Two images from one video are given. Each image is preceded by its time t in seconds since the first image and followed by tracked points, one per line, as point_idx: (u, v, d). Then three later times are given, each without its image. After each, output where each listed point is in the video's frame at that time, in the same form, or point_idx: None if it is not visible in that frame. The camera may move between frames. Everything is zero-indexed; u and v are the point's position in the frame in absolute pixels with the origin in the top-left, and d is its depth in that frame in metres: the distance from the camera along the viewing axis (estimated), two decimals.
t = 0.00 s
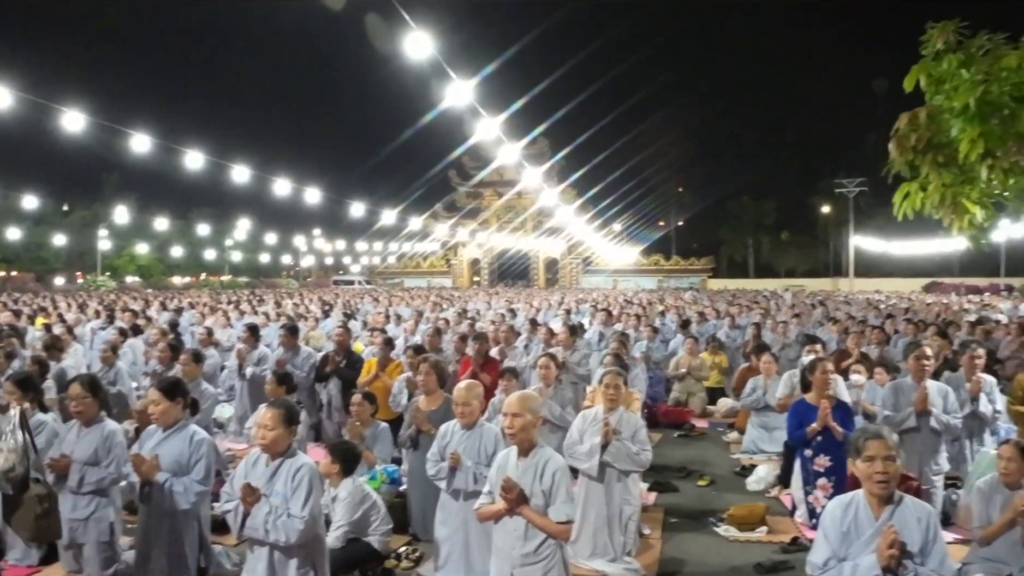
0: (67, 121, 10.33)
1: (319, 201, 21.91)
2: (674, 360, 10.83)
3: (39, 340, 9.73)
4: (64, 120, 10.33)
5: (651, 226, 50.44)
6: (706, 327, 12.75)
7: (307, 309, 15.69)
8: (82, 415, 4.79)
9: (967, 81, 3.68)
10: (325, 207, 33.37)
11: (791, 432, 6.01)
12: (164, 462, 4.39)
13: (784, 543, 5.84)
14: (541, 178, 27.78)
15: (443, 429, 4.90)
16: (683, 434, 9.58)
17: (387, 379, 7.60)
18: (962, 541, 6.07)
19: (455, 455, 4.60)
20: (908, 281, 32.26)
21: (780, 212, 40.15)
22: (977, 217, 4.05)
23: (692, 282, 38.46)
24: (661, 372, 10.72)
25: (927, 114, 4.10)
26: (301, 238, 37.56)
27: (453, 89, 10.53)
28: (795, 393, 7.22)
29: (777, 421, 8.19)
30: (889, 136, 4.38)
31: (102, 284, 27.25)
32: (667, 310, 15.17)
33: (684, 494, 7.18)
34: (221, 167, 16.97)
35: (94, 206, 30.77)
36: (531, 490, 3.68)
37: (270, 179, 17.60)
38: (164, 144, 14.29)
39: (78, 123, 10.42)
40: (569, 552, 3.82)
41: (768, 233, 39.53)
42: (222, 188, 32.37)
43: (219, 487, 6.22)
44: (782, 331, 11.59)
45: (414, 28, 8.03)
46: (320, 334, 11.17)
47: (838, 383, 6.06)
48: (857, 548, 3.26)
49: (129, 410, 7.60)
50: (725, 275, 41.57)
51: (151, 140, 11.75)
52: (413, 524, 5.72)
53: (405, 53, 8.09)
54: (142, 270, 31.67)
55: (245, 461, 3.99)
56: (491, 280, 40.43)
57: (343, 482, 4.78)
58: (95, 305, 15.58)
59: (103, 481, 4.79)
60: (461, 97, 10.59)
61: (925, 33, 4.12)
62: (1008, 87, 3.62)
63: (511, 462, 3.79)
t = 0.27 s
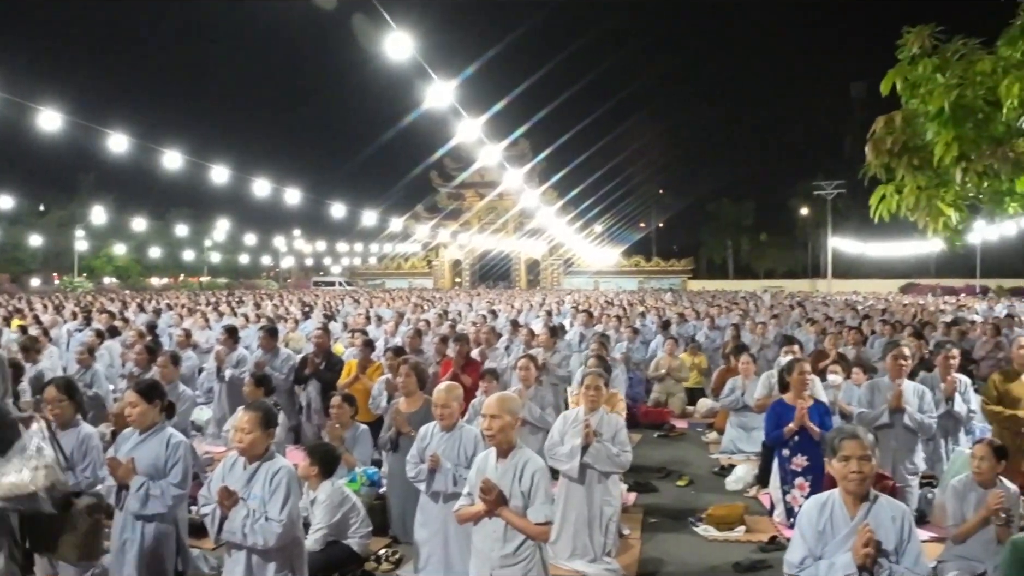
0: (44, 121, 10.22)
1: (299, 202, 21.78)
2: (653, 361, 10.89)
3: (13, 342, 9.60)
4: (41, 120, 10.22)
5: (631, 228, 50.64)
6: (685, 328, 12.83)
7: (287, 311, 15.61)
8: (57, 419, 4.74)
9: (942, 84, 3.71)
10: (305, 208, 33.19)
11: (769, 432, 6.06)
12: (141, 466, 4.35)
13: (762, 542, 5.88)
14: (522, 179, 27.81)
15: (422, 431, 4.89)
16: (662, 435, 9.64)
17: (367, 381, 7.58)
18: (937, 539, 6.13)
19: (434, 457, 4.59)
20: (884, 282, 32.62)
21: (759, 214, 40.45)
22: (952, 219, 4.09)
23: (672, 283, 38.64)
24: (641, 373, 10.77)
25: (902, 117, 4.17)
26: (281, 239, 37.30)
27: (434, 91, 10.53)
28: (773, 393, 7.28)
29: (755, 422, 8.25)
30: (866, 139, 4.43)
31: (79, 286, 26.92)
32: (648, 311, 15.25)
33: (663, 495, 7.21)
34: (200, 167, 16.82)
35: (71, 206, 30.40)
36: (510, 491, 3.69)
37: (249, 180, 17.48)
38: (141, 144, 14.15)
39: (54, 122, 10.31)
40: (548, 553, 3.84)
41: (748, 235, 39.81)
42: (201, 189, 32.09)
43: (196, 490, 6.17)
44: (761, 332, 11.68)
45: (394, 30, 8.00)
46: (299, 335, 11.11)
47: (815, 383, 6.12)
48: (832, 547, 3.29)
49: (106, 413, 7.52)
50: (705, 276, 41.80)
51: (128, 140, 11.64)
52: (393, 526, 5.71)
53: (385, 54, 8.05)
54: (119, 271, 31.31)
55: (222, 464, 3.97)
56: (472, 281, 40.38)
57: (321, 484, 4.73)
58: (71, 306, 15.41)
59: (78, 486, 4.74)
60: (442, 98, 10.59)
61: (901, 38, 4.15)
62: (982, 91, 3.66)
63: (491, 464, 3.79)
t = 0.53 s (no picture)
0: (18, 119, 10.08)
1: (278, 202, 21.63)
2: (633, 361, 10.93)
3: None
4: (16, 118, 10.08)
5: (612, 228, 50.78)
6: (665, 328, 12.89)
7: (266, 311, 15.50)
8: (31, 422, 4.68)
9: (918, 87, 3.75)
10: (285, 208, 32.96)
11: (747, 431, 6.12)
12: (117, 469, 4.32)
13: (740, 541, 5.93)
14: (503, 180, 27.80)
15: (402, 432, 4.89)
16: (642, 434, 9.68)
17: (347, 382, 7.56)
18: (912, 537, 6.20)
19: (414, 458, 4.59)
20: (862, 283, 32.96)
21: (739, 214, 40.70)
22: (926, 220, 4.14)
23: (653, 283, 38.80)
24: (621, 373, 10.81)
25: (878, 120, 4.22)
26: (260, 239, 37.02)
27: (414, 91, 10.51)
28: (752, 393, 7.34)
29: (734, 421, 8.30)
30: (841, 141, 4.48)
31: (54, 286, 26.56)
32: (628, 311, 15.30)
33: (643, 494, 7.25)
34: (178, 166, 16.65)
35: (47, 205, 29.99)
36: (490, 491, 3.70)
37: (228, 179, 17.34)
38: (118, 143, 14.00)
39: (30, 120, 10.16)
40: (527, 553, 3.84)
41: (727, 235, 40.06)
42: (180, 188, 31.75)
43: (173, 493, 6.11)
44: (740, 332, 11.76)
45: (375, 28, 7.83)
46: (278, 336, 11.04)
47: (792, 383, 6.18)
48: (808, 545, 3.33)
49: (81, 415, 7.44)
50: (685, 276, 41.99)
51: (105, 139, 11.52)
52: (373, 528, 5.71)
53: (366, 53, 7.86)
54: (96, 271, 30.91)
55: (199, 466, 3.94)
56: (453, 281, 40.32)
57: (300, 486, 4.72)
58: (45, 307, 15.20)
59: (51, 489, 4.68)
60: (423, 98, 10.55)
61: (877, 40, 4.20)
62: (957, 93, 3.72)
63: (470, 464, 3.80)
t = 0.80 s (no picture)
0: None
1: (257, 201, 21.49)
2: (614, 361, 10.97)
3: None
4: None
5: (593, 228, 50.92)
6: (645, 328, 12.95)
7: (246, 311, 15.40)
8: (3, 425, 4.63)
9: (894, 89, 3.79)
10: (265, 207, 32.73)
11: (726, 430, 6.16)
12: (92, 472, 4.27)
13: (719, 539, 5.97)
14: (484, 180, 27.80)
15: (382, 432, 4.87)
16: (622, 434, 9.72)
17: (326, 382, 7.52)
18: (888, 534, 6.27)
19: (394, 458, 4.57)
20: (840, 282, 33.32)
21: (719, 215, 40.95)
22: (902, 221, 4.18)
23: (633, 283, 38.94)
24: (602, 373, 10.84)
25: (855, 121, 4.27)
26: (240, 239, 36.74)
27: (395, 91, 10.47)
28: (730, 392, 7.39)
29: (713, 420, 8.35)
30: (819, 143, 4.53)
31: (30, 286, 26.21)
32: (609, 311, 15.35)
33: (623, 493, 7.28)
34: (155, 165, 16.49)
35: (22, 204, 29.58)
36: (469, 492, 3.70)
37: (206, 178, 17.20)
38: (95, 142, 13.85)
39: (4, 118, 10.03)
40: (506, 553, 3.84)
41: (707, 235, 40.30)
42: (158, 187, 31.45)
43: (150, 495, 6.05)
44: (719, 331, 11.84)
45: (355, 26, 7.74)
46: (257, 337, 10.98)
47: (770, 382, 6.24)
48: (786, 543, 3.36)
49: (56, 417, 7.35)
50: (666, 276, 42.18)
51: (81, 137, 11.39)
52: (352, 529, 5.68)
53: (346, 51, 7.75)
54: (72, 271, 30.52)
55: (176, 468, 3.92)
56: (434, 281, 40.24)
57: (279, 488, 4.69)
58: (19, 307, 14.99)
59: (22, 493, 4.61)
60: (403, 98, 10.53)
61: (854, 44, 4.25)
62: (932, 96, 3.76)
63: (449, 464, 3.80)
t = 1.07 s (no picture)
0: None
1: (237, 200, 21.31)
2: (595, 360, 10.99)
3: None
4: None
5: (575, 227, 51.00)
6: (627, 327, 12.99)
7: (226, 311, 15.28)
8: None
9: (873, 90, 3.82)
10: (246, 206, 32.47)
11: (706, 428, 6.19)
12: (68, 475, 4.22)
13: (700, 536, 6.00)
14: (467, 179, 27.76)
15: (363, 431, 4.86)
16: (604, 432, 9.75)
17: (307, 382, 7.48)
18: (867, 530, 6.33)
19: (375, 458, 4.55)
20: (819, 281, 33.63)
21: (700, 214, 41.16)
22: (881, 221, 4.21)
23: (615, 283, 39.05)
24: (584, 372, 10.86)
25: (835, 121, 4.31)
26: (221, 238, 36.44)
27: (376, 89, 10.42)
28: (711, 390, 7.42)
29: (694, 418, 8.39)
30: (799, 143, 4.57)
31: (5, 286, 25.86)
32: (591, 310, 15.38)
33: (604, 491, 7.30)
34: (134, 163, 16.32)
35: None
36: (450, 491, 3.69)
37: (186, 177, 17.05)
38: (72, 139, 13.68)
39: None
40: (488, 552, 3.84)
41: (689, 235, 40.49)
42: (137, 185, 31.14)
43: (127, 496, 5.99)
44: (700, 330, 11.91)
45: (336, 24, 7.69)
46: (238, 336, 10.90)
47: (750, 381, 6.28)
48: (766, 540, 3.38)
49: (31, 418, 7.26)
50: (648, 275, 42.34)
51: (58, 134, 11.24)
52: (333, 529, 5.66)
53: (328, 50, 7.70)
54: (49, 270, 30.12)
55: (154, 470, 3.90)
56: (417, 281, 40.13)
57: (259, 488, 4.65)
58: None
59: None
60: (385, 96, 10.49)
61: (834, 45, 4.28)
62: (910, 97, 3.79)
63: (431, 464, 3.79)
